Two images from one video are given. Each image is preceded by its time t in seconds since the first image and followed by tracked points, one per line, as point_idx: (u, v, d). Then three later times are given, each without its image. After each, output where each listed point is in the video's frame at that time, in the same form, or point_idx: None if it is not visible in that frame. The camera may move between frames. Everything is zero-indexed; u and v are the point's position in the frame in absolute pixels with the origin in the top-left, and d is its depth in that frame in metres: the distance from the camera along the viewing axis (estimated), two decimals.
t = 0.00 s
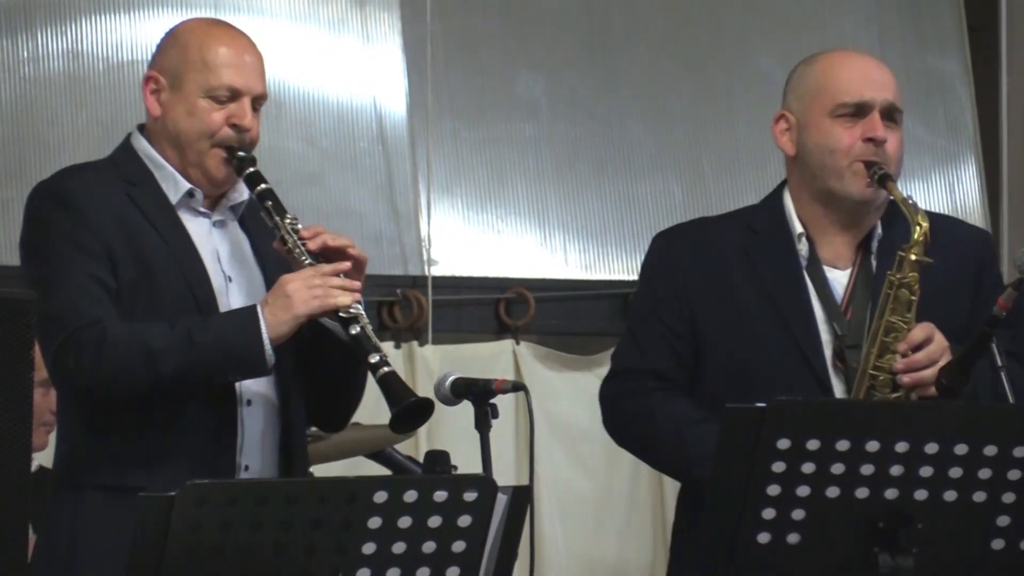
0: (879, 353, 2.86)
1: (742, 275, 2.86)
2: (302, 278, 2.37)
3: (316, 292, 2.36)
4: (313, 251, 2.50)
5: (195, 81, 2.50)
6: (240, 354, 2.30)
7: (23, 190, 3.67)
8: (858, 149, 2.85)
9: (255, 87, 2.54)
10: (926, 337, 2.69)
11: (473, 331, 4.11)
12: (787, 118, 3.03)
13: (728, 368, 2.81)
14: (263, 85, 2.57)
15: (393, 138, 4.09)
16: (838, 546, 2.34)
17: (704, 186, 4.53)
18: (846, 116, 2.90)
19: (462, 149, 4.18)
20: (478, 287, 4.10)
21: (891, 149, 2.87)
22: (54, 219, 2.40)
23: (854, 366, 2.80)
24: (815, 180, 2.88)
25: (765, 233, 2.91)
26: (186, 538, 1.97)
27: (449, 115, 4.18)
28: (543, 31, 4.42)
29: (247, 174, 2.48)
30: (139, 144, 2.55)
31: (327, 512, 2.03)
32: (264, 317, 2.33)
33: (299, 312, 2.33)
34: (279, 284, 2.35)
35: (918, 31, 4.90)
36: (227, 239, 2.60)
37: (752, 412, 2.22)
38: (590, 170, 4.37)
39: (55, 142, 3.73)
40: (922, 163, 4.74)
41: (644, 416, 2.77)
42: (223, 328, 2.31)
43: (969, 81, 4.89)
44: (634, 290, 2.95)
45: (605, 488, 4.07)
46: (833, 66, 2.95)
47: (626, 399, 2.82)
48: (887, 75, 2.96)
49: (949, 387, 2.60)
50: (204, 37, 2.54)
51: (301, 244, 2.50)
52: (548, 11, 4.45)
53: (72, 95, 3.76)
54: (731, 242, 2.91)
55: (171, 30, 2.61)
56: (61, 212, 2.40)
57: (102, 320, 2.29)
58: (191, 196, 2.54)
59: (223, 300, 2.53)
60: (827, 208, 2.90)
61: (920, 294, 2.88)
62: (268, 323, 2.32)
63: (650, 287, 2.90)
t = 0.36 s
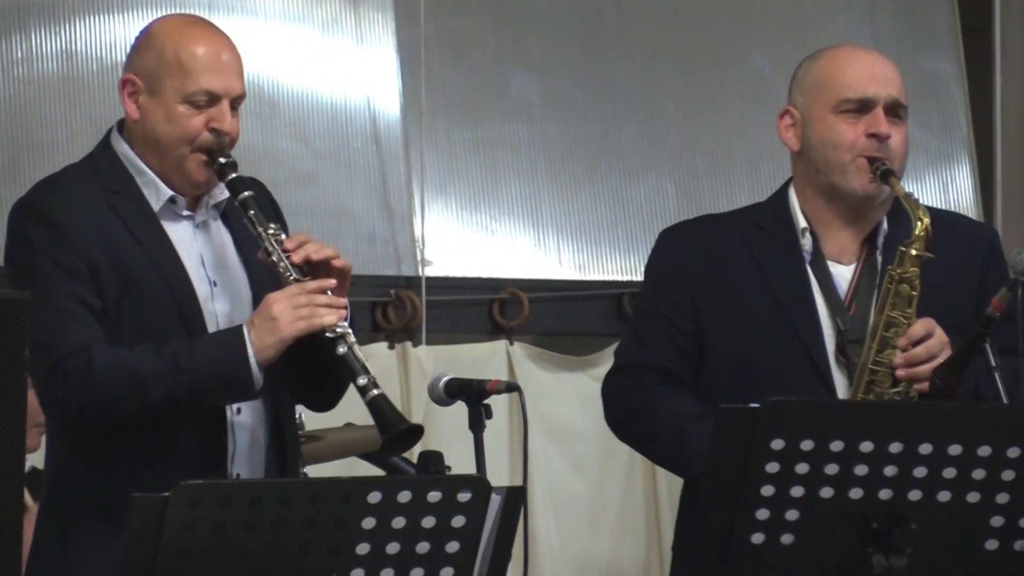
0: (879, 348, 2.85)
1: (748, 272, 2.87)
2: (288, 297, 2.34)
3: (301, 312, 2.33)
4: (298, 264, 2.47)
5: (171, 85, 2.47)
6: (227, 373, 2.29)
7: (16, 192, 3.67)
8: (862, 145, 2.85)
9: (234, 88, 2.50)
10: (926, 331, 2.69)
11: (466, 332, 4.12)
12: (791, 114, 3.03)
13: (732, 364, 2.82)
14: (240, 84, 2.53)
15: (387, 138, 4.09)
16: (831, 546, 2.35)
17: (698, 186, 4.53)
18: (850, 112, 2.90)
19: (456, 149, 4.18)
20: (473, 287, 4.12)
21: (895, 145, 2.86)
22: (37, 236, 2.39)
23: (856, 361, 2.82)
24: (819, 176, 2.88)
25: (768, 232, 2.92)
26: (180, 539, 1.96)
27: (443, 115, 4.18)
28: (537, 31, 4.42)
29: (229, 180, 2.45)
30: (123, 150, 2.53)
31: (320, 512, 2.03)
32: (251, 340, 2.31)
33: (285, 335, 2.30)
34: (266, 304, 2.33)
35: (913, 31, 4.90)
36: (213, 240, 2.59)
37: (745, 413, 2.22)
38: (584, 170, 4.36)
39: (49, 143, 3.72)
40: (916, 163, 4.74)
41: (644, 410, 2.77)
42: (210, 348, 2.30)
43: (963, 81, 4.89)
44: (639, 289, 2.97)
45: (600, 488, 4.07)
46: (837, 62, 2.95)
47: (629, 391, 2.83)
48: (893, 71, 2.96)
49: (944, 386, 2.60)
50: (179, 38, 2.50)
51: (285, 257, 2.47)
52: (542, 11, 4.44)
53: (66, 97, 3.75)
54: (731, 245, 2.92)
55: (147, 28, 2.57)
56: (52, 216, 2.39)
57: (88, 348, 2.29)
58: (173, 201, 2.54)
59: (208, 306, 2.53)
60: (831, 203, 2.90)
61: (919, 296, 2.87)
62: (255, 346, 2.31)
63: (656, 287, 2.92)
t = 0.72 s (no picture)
0: (878, 361, 2.84)
1: (747, 277, 2.88)
2: (292, 285, 2.36)
3: (304, 301, 2.35)
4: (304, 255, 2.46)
5: (183, 80, 2.49)
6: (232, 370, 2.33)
7: (17, 193, 3.67)
8: (863, 155, 2.84)
9: (244, 82, 2.51)
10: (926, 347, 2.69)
11: (467, 332, 4.14)
12: (792, 120, 3.01)
13: (730, 368, 2.82)
14: (251, 78, 2.54)
15: (387, 138, 4.09)
16: (831, 546, 2.35)
17: (698, 187, 4.53)
18: (851, 120, 2.89)
19: (455, 149, 4.18)
20: (473, 287, 4.12)
21: (896, 155, 2.85)
22: (47, 232, 2.43)
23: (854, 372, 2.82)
24: (819, 185, 2.87)
25: (768, 235, 2.93)
26: (180, 539, 1.96)
27: (442, 116, 4.18)
28: (536, 32, 4.42)
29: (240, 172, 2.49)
30: (139, 148, 2.56)
31: (319, 512, 2.03)
32: (254, 327, 2.34)
33: (288, 323, 2.33)
34: (269, 293, 2.35)
35: (912, 32, 4.90)
36: (230, 236, 2.59)
37: (745, 412, 2.22)
38: (584, 170, 4.36)
39: (50, 143, 3.72)
40: (916, 163, 4.74)
41: (643, 416, 2.79)
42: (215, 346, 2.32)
43: (963, 82, 4.89)
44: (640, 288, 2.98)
45: (600, 488, 4.07)
46: (838, 70, 2.94)
47: (626, 398, 2.84)
48: (895, 79, 2.94)
49: (943, 385, 2.61)
50: (190, 35, 2.52)
51: (291, 247, 2.47)
52: (541, 12, 4.45)
53: (66, 95, 3.75)
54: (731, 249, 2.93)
55: (160, 27, 2.59)
56: (64, 216, 2.43)
57: (93, 342, 2.32)
58: (188, 198, 2.55)
59: (222, 302, 2.54)
60: (831, 212, 2.89)
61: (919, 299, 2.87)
62: (259, 334, 2.33)
63: (656, 287, 2.93)
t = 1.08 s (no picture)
0: (870, 373, 2.89)
1: (738, 285, 2.91)
2: (306, 273, 2.45)
3: (318, 287, 2.43)
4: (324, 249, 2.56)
5: (219, 81, 2.62)
6: (244, 349, 2.40)
7: (18, 192, 3.68)
8: (852, 164, 2.87)
9: (279, 84, 2.63)
10: (920, 359, 2.70)
11: (467, 332, 4.17)
12: (782, 129, 3.05)
13: (722, 372, 2.84)
14: (288, 80, 2.66)
15: (385, 138, 4.10)
16: (827, 543, 2.36)
17: (696, 186, 4.53)
18: (841, 129, 2.91)
19: (453, 148, 4.19)
20: (470, 287, 4.13)
21: (886, 163, 2.88)
22: (78, 228, 2.55)
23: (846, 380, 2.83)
24: (810, 194, 2.91)
25: (760, 245, 2.95)
26: (180, 537, 1.98)
27: (439, 115, 4.20)
28: (534, 31, 4.44)
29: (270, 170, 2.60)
30: (180, 147, 2.69)
31: (318, 510, 2.04)
32: (267, 314, 2.41)
33: (300, 309, 2.41)
34: (283, 280, 2.44)
35: (908, 31, 4.91)
36: (267, 235, 2.69)
37: (742, 412, 2.23)
38: (581, 168, 4.38)
39: (51, 143, 3.74)
40: (912, 162, 4.76)
41: (637, 420, 2.81)
42: (214, 342, 2.39)
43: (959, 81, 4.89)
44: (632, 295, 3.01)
45: (597, 486, 4.08)
46: (828, 79, 2.96)
47: (621, 404, 2.86)
48: (885, 87, 2.97)
49: (942, 382, 2.61)
50: (231, 37, 2.64)
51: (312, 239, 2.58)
52: (539, 12, 4.47)
53: (65, 95, 3.77)
54: (725, 251, 2.96)
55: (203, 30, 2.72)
56: (90, 211, 2.55)
57: (114, 328, 2.43)
58: (222, 195, 2.66)
59: (252, 297, 2.63)
60: (822, 221, 2.93)
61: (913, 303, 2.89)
62: (271, 319, 2.41)
63: (650, 290, 2.95)
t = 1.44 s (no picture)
0: (867, 373, 2.87)
1: (734, 286, 2.94)
2: (320, 275, 2.49)
3: (329, 288, 2.47)
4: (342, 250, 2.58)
5: (248, 87, 2.68)
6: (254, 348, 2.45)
7: (20, 192, 3.71)
8: (848, 168, 2.90)
9: (306, 89, 2.68)
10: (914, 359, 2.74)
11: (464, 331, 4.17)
12: (779, 131, 3.07)
13: (719, 373, 2.87)
14: (316, 85, 2.71)
15: (384, 137, 4.13)
16: (823, 541, 2.39)
17: (692, 186, 4.56)
18: (837, 133, 2.94)
19: (452, 149, 4.22)
20: (467, 287, 4.17)
21: (882, 168, 2.90)
22: (108, 236, 2.64)
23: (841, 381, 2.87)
24: (805, 196, 2.94)
25: (755, 246, 2.98)
26: (182, 532, 2.01)
27: (437, 116, 4.23)
28: (532, 32, 4.47)
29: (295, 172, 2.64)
30: (212, 152, 2.77)
31: (317, 507, 2.07)
32: (281, 315, 2.47)
33: (312, 310, 2.45)
34: (298, 283, 2.49)
35: (903, 32, 4.94)
36: (296, 237, 2.76)
37: (738, 409, 2.26)
38: (579, 168, 4.40)
39: (52, 143, 3.76)
40: (906, 163, 4.79)
41: (634, 423, 2.82)
42: (232, 347, 2.45)
43: (953, 82, 4.92)
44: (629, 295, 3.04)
45: (594, 484, 4.10)
46: (825, 83, 2.99)
47: (618, 405, 2.88)
48: (882, 92, 2.99)
49: (937, 377, 2.63)
50: (258, 44, 2.70)
51: (331, 242, 2.59)
52: (536, 12, 4.49)
53: (66, 97, 3.79)
54: (721, 252, 2.99)
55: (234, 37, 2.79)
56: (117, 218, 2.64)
57: (137, 332, 2.51)
58: (251, 198, 2.72)
59: (278, 297, 2.70)
60: (816, 223, 2.95)
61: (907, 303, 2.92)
62: (284, 320, 2.46)
63: (647, 293, 2.98)
